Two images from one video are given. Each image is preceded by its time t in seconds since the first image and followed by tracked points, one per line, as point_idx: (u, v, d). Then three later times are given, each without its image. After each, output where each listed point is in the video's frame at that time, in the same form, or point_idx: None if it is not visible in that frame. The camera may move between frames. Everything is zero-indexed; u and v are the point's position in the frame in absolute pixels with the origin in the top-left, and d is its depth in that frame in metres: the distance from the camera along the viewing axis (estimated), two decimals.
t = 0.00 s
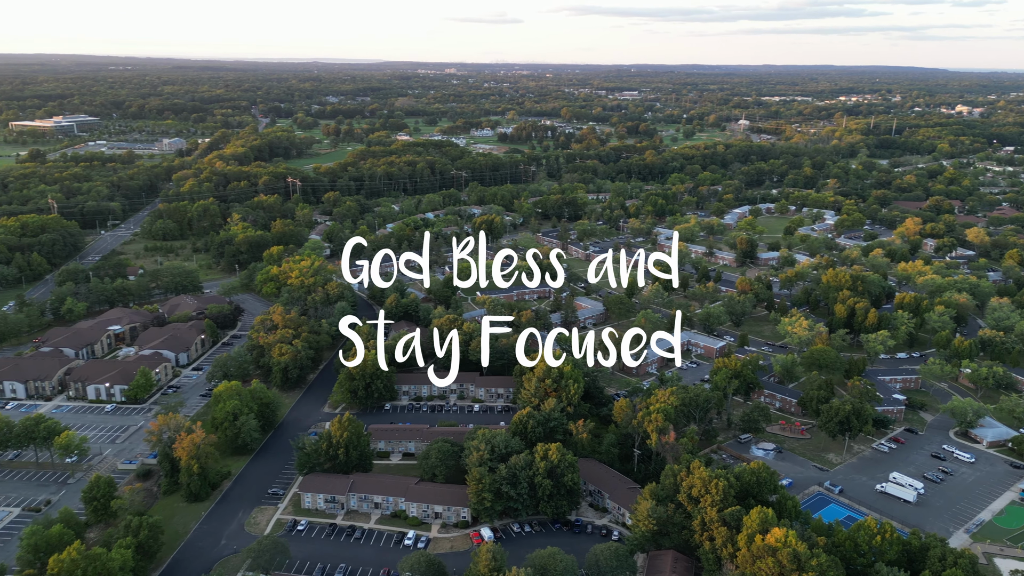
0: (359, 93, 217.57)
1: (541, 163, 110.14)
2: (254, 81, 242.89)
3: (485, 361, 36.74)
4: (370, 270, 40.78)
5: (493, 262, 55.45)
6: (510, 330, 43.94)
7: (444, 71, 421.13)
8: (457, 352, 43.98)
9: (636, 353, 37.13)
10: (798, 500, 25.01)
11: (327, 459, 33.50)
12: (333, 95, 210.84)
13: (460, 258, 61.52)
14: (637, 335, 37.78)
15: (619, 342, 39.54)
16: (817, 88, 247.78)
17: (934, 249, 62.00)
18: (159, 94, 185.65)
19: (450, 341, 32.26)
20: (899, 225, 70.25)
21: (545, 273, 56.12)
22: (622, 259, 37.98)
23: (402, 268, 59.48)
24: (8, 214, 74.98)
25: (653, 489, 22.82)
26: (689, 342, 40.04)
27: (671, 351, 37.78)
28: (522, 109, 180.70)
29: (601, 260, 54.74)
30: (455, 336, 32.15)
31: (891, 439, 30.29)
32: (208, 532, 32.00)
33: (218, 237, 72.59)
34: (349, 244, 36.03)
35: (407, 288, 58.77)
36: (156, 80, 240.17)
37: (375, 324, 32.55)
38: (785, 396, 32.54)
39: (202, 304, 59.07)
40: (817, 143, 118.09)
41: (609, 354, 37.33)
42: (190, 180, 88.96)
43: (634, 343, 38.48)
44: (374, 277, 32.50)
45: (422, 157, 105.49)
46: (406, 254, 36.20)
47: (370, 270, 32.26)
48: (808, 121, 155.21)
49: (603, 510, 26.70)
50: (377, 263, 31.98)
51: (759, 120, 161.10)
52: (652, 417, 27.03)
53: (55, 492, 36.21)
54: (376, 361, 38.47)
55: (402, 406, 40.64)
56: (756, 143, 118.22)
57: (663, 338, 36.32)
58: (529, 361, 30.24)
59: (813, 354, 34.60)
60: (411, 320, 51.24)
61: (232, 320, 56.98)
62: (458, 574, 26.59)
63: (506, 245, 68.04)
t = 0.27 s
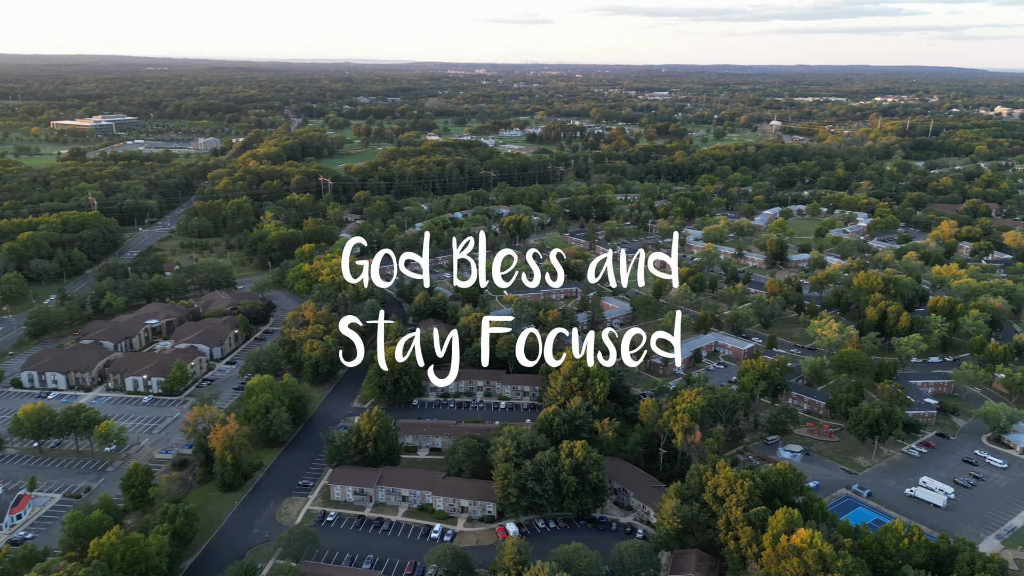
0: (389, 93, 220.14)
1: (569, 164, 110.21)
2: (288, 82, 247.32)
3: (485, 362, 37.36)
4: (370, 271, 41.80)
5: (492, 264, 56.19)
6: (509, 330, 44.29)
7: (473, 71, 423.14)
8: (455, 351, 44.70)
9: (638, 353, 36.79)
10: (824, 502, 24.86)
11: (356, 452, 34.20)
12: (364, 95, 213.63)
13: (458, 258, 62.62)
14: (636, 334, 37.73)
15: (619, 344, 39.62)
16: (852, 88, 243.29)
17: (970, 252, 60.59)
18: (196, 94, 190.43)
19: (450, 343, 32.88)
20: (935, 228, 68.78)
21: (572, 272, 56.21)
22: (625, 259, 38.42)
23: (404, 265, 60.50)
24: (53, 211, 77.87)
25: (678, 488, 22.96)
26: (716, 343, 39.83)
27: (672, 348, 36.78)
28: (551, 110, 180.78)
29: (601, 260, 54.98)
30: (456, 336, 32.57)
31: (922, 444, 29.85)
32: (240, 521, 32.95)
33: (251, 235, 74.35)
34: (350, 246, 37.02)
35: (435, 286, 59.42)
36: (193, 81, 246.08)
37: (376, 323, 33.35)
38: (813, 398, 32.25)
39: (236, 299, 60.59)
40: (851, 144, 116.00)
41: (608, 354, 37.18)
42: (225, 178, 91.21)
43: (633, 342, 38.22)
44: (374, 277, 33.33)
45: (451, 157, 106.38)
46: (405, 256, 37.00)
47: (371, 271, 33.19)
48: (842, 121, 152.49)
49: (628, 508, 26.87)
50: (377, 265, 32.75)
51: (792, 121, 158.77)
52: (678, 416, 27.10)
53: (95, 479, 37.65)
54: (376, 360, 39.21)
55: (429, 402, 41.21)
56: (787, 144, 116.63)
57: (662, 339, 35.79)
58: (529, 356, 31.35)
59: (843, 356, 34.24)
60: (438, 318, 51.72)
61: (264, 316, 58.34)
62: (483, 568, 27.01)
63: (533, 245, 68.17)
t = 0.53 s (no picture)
0: (417, 94, 222.12)
1: (596, 164, 110.04)
2: (318, 82, 250.94)
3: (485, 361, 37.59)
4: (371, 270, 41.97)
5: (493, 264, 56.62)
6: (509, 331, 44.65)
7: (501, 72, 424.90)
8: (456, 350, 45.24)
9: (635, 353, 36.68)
10: (850, 505, 24.69)
11: (384, 446, 34.82)
12: (392, 95, 215.87)
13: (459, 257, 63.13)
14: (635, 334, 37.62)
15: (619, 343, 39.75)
16: (886, 89, 238.67)
17: (1007, 255, 59.18)
18: (230, 94, 194.35)
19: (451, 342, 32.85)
20: (970, 231, 67.28)
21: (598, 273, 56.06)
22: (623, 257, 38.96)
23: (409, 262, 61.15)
24: (92, 208, 80.32)
25: (702, 487, 23.08)
26: (742, 344, 39.59)
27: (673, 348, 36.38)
28: (579, 110, 180.52)
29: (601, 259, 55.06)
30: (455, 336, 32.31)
31: (952, 448, 29.40)
32: (270, 511, 33.81)
33: (282, 232, 75.82)
34: (350, 246, 37.20)
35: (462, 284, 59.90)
36: (227, 81, 251.09)
37: (377, 323, 33.57)
38: (840, 401, 31.96)
39: (267, 295, 61.92)
40: (884, 145, 113.84)
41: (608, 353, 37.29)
42: (257, 177, 93.10)
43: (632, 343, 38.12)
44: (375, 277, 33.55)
45: (478, 157, 107.02)
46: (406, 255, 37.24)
47: (372, 270, 33.37)
48: (875, 122, 149.69)
49: (651, 506, 27.01)
50: (377, 264, 32.92)
51: (823, 121, 156.28)
52: (703, 416, 27.15)
53: (131, 467, 38.96)
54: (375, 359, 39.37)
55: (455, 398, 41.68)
56: (818, 145, 114.90)
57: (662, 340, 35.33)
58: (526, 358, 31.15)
59: (871, 359, 33.90)
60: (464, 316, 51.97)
61: (294, 311, 59.51)
62: (507, 562, 27.40)
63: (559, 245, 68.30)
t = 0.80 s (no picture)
0: (445, 94, 223.80)
1: (623, 165, 109.79)
2: (348, 83, 254.17)
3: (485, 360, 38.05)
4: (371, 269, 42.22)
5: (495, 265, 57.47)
6: (510, 331, 45.30)
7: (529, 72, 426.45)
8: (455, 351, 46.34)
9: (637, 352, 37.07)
10: (876, 507, 24.48)
11: (410, 441, 35.38)
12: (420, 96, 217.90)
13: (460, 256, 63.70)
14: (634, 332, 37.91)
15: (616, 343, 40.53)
16: (920, 90, 233.77)
17: None
18: (261, 95, 197.90)
19: (451, 342, 32.83)
20: (1004, 234, 65.82)
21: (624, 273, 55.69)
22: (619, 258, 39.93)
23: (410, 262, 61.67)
24: (127, 205, 82.63)
25: (725, 486, 23.20)
26: (768, 345, 39.36)
27: (686, 348, 36.32)
28: (605, 110, 180.07)
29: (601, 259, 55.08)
30: (456, 336, 32.01)
31: (981, 453, 28.93)
32: (298, 502, 34.63)
33: (311, 231, 77.18)
34: (349, 245, 37.36)
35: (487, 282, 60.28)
36: (258, 82, 255.75)
37: (378, 323, 33.89)
38: (867, 403, 31.65)
39: (296, 292, 63.13)
40: (917, 147, 111.65)
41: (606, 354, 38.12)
42: (286, 176, 94.82)
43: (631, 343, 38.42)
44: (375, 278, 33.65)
45: (505, 157, 107.58)
46: (406, 254, 37.42)
47: (371, 271, 33.42)
48: (908, 124, 146.67)
49: (674, 505, 27.12)
50: (377, 264, 32.99)
51: (855, 122, 153.73)
52: (727, 416, 27.15)
53: (164, 458, 40.18)
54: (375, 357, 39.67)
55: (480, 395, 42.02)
56: (849, 146, 113.14)
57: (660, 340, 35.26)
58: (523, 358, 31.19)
59: (899, 362, 33.55)
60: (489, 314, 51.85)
61: (323, 308, 60.59)
62: (530, 557, 27.74)
63: (585, 245, 68.36)
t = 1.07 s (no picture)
0: (471, 94, 224.98)
1: (649, 165, 109.36)
2: (375, 83, 256.79)
3: (486, 360, 38.44)
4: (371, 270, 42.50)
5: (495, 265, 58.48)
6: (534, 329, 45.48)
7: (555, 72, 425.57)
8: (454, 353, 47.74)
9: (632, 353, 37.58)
10: (901, 510, 24.30)
11: (434, 436, 35.89)
12: (447, 96, 219.49)
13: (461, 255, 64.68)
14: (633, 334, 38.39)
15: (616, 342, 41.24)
16: (957, 90, 228.33)
17: None
18: (291, 95, 201.03)
19: (450, 342, 33.05)
20: None
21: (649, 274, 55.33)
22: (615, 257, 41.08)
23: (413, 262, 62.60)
24: (161, 203, 84.78)
25: (748, 486, 23.25)
26: (794, 347, 39.09)
27: (710, 348, 36.24)
28: (632, 111, 179.32)
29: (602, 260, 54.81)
30: (456, 339, 31.99)
31: (1012, 458, 28.47)
32: (325, 493, 35.37)
33: (339, 229, 78.35)
34: (350, 246, 38.07)
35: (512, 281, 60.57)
36: (289, 82, 259.80)
37: (378, 323, 34.27)
38: (894, 406, 31.34)
39: (324, 289, 64.24)
40: (951, 148, 109.29)
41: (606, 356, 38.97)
42: (315, 175, 96.35)
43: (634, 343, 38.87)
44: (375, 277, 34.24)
45: (530, 157, 107.92)
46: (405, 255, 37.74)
47: (371, 271, 34.05)
48: (942, 125, 143.54)
49: (696, 504, 27.20)
50: (376, 265, 33.46)
51: (887, 123, 150.94)
52: (751, 417, 27.13)
53: (195, 448, 41.33)
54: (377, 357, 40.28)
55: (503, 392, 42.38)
56: (880, 147, 111.19)
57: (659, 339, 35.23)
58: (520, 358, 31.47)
59: (928, 365, 33.11)
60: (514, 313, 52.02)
61: (350, 305, 61.53)
62: (551, 552, 28.03)
63: (609, 245, 68.28)
